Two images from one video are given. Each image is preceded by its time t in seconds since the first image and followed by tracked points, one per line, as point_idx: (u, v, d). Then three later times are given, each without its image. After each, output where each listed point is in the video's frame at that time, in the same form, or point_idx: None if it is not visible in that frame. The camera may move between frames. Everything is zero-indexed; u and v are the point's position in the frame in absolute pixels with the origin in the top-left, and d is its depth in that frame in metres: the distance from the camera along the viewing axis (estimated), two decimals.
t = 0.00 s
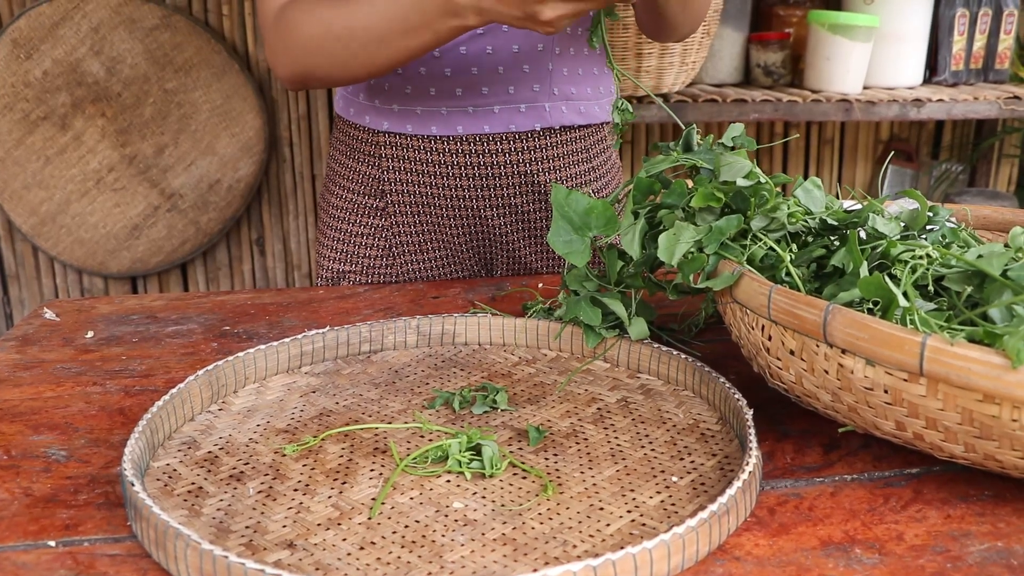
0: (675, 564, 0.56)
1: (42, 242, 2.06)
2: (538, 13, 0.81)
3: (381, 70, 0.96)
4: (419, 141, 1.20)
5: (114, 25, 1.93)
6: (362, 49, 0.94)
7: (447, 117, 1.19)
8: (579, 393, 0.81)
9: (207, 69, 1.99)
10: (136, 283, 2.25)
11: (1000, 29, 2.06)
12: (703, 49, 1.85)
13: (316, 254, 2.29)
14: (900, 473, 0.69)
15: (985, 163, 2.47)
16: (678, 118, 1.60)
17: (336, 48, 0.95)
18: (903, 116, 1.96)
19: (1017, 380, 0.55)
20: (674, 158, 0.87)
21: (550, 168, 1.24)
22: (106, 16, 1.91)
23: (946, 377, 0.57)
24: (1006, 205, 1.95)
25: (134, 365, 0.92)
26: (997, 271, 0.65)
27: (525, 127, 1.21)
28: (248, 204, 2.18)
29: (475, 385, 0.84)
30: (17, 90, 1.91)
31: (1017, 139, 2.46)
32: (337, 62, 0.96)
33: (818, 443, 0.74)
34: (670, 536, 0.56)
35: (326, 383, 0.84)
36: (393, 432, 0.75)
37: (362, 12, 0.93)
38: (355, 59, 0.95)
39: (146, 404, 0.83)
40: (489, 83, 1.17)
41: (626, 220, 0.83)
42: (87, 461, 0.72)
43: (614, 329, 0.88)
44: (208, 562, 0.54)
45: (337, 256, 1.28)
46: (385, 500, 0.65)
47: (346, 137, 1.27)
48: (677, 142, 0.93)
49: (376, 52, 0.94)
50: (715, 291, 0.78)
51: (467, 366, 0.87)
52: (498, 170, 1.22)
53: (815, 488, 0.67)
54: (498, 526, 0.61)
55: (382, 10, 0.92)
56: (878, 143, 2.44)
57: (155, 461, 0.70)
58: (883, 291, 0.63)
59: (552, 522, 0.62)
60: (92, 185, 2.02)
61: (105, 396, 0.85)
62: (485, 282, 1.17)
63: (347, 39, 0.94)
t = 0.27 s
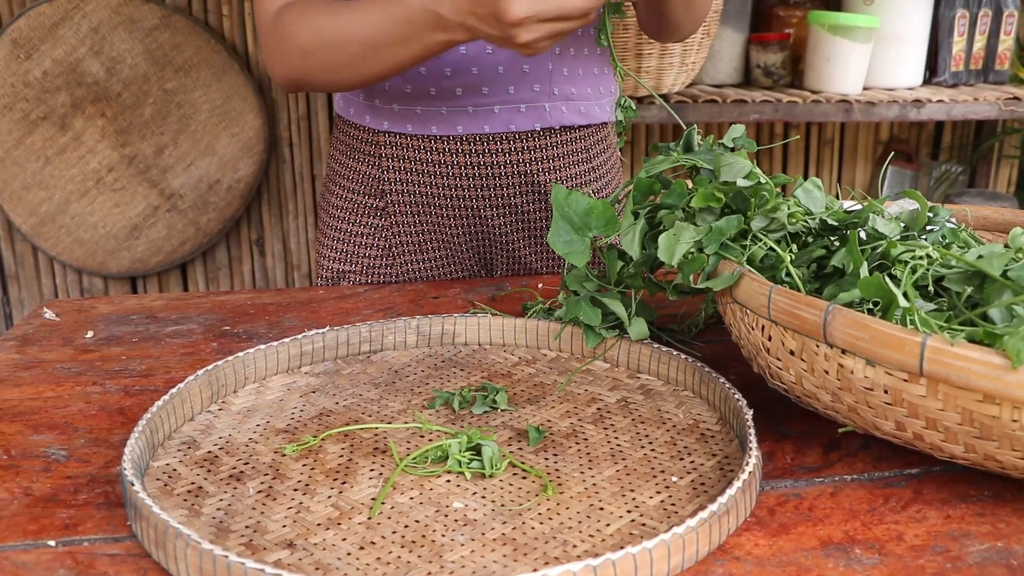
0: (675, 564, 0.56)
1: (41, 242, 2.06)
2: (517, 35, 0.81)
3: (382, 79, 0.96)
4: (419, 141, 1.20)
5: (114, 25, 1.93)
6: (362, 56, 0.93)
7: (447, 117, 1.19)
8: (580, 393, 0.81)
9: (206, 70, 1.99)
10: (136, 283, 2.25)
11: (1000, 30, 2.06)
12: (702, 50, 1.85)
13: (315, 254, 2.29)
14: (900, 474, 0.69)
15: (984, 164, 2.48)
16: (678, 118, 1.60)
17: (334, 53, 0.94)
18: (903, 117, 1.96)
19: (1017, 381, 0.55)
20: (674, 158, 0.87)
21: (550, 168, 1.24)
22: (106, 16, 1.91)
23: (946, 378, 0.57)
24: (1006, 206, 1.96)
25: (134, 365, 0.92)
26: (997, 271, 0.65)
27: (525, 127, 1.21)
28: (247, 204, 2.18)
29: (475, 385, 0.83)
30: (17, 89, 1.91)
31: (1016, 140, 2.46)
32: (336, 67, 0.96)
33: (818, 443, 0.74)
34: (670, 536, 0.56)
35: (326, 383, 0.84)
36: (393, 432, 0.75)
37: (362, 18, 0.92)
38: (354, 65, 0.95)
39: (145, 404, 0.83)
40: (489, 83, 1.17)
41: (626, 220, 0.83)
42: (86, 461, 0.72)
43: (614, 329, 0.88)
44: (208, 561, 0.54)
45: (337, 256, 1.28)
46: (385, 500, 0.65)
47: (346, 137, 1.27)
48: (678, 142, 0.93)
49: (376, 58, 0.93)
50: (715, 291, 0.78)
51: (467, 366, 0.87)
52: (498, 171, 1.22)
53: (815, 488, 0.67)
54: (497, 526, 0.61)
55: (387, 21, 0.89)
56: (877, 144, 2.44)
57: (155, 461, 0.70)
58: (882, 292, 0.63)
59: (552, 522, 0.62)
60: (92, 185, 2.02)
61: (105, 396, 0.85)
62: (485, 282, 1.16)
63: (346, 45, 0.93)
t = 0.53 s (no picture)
0: (674, 565, 0.56)
1: (41, 241, 2.06)
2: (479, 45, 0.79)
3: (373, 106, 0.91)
4: (419, 142, 1.20)
5: (114, 25, 1.93)
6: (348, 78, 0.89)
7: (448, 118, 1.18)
8: (579, 394, 0.82)
9: (207, 70, 1.99)
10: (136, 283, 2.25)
11: (999, 31, 2.07)
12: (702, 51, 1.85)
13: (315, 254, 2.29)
14: (899, 475, 0.69)
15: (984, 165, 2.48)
16: (679, 119, 1.60)
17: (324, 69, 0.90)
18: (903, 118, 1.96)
19: (1017, 383, 0.55)
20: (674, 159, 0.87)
21: (550, 169, 1.24)
22: (107, 16, 1.91)
23: (945, 379, 0.57)
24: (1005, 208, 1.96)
25: (134, 365, 0.92)
26: (995, 273, 0.65)
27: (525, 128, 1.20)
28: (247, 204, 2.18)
29: (475, 386, 0.84)
30: (17, 89, 1.91)
31: (1016, 142, 2.46)
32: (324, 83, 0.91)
33: (817, 445, 0.74)
34: (670, 538, 0.56)
35: (326, 384, 0.84)
36: (392, 433, 0.75)
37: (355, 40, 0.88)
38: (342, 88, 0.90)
39: (146, 404, 0.83)
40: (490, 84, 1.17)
41: (626, 221, 0.83)
42: (87, 461, 0.72)
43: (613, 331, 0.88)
44: (208, 562, 0.54)
45: (337, 256, 1.28)
46: (385, 500, 0.65)
47: (346, 137, 1.27)
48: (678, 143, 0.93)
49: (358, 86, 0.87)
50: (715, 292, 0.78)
51: (467, 367, 0.88)
52: (498, 172, 1.23)
53: (815, 489, 0.67)
54: (497, 527, 0.62)
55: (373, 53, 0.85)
56: (877, 145, 2.44)
57: (155, 461, 0.70)
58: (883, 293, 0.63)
59: (551, 523, 0.62)
60: (92, 185, 2.02)
61: (105, 396, 0.85)
62: (485, 283, 1.17)
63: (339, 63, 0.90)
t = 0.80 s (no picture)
0: (674, 567, 0.56)
1: (41, 241, 2.06)
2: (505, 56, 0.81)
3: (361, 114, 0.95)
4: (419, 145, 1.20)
5: (115, 25, 1.93)
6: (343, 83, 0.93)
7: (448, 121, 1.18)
8: (579, 396, 0.82)
9: (207, 70, 1.99)
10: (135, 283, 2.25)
11: (999, 34, 2.07)
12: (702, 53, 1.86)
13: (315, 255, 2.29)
14: (898, 478, 0.69)
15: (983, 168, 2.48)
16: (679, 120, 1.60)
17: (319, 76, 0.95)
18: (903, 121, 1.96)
19: (1016, 386, 0.55)
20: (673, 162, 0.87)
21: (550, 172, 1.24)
22: (107, 16, 1.91)
23: (944, 382, 0.57)
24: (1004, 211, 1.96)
25: (134, 365, 0.92)
26: (995, 276, 0.66)
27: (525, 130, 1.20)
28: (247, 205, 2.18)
29: (474, 387, 0.84)
30: (18, 89, 1.91)
31: (1015, 145, 2.46)
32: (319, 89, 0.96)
33: (816, 447, 0.74)
34: (669, 540, 0.56)
35: (326, 385, 0.84)
36: (392, 434, 0.75)
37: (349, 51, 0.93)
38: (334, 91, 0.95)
39: (146, 404, 0.83)
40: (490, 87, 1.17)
41: (626, 224, 0.84)
42: (87, 461, 0.72)
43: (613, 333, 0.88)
44: (208, 562, 0.54)
45: (337, 257, 1.29)
46: (385, 501, 0.65)
47: (345, 139, 1.27)
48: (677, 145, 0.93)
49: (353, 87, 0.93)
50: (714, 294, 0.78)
51: (467, 368, 0.88)
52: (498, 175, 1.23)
53: (814, 492, 0.67)
54: (497, 528, 0.62)
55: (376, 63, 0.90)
56: (877, 147, 2.44)
57: (156, 461, 0.70)
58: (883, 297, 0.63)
59: (551, 525, 0.62)
60: (92, 184, 2.02)
61: (105, 396, 0.85)
62: (485, 285, 1.17)
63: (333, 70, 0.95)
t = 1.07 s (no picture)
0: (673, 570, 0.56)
1: (41, 241, 2.06)
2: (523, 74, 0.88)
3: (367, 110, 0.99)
4: (419, 147, 1.20)
5: (116, 26, 1.93)
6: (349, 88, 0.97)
7: (448, 123, 1.18)
8: (578, 399, 0.82)
9: (208, 71, 1.99)
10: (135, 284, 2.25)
11: (999, 38, 2.08)
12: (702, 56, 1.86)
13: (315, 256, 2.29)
14: (897, 482, 0.69)
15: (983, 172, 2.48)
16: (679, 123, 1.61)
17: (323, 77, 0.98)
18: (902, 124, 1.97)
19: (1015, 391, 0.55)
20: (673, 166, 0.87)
21: (550, 174, 1.24)
22: (108, 17, 1.92)
23: (943, 387, 0.58)
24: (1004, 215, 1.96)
25: (133, 367, 0.92)
26: (994, 280, 0.66)
27: (525, 133, 1.21)
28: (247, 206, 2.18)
29: (473, 390, 0.84)
30: (18, 89, 1.91)
31: (1015, 148, 2.46)
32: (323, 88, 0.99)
33: (815, 451, 0.74)
34: (668, 543, 0.56)
35: (325, 387, 0.84)
36: (392, 436, 0.75)
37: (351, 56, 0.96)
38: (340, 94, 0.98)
39: (145, 405, 0.84)
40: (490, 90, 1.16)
41: (626, 227, 0.83)
42: (86, 462, 0.72)
43: (613, 336, 0.88)
44: (208, 564, 0.54)
45: (337, 259, 1.29)
46: (384, 504, 0.65)
47: (346, 141, 1.27)
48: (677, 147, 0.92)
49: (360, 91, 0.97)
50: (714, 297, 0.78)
51: (466, 370, 0.88)
52: (498, 177, 1.23)
53: (812, 496, 0.68)
54: (495, 531, 0.62)
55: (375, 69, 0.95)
56: (876, 150, 2.45)
57: (155, 463, 0.70)
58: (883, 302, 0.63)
59: (550, 528, 0.62)
60: (92, 185, 2.02)
61: (105, 397, 0.85)
62: (484, 287, 1.17)
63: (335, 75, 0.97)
